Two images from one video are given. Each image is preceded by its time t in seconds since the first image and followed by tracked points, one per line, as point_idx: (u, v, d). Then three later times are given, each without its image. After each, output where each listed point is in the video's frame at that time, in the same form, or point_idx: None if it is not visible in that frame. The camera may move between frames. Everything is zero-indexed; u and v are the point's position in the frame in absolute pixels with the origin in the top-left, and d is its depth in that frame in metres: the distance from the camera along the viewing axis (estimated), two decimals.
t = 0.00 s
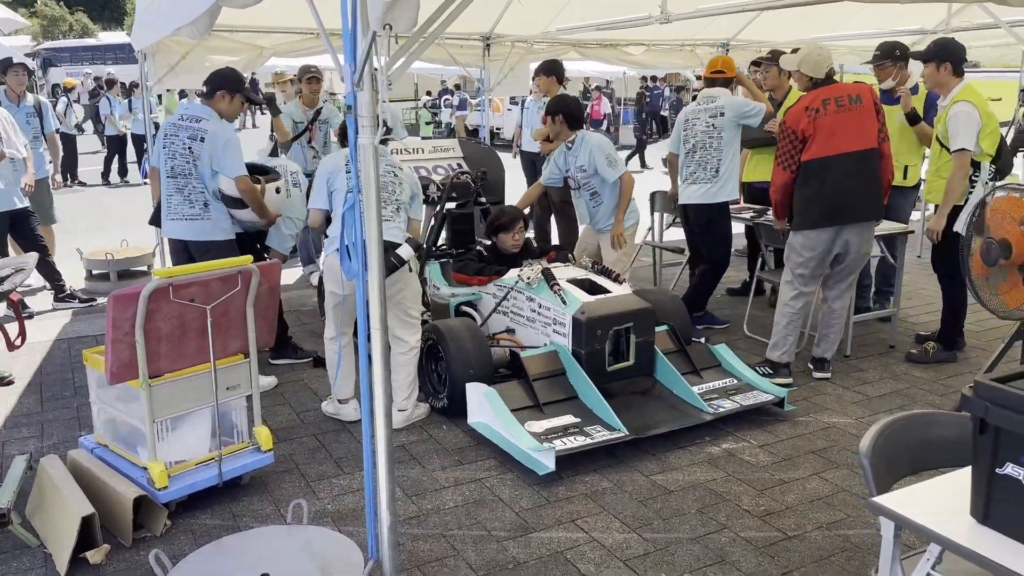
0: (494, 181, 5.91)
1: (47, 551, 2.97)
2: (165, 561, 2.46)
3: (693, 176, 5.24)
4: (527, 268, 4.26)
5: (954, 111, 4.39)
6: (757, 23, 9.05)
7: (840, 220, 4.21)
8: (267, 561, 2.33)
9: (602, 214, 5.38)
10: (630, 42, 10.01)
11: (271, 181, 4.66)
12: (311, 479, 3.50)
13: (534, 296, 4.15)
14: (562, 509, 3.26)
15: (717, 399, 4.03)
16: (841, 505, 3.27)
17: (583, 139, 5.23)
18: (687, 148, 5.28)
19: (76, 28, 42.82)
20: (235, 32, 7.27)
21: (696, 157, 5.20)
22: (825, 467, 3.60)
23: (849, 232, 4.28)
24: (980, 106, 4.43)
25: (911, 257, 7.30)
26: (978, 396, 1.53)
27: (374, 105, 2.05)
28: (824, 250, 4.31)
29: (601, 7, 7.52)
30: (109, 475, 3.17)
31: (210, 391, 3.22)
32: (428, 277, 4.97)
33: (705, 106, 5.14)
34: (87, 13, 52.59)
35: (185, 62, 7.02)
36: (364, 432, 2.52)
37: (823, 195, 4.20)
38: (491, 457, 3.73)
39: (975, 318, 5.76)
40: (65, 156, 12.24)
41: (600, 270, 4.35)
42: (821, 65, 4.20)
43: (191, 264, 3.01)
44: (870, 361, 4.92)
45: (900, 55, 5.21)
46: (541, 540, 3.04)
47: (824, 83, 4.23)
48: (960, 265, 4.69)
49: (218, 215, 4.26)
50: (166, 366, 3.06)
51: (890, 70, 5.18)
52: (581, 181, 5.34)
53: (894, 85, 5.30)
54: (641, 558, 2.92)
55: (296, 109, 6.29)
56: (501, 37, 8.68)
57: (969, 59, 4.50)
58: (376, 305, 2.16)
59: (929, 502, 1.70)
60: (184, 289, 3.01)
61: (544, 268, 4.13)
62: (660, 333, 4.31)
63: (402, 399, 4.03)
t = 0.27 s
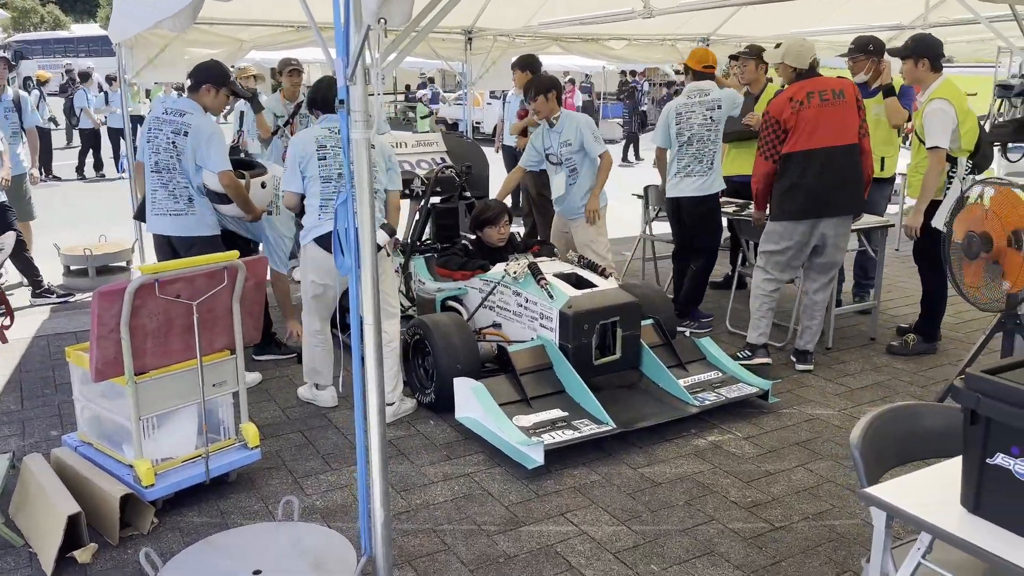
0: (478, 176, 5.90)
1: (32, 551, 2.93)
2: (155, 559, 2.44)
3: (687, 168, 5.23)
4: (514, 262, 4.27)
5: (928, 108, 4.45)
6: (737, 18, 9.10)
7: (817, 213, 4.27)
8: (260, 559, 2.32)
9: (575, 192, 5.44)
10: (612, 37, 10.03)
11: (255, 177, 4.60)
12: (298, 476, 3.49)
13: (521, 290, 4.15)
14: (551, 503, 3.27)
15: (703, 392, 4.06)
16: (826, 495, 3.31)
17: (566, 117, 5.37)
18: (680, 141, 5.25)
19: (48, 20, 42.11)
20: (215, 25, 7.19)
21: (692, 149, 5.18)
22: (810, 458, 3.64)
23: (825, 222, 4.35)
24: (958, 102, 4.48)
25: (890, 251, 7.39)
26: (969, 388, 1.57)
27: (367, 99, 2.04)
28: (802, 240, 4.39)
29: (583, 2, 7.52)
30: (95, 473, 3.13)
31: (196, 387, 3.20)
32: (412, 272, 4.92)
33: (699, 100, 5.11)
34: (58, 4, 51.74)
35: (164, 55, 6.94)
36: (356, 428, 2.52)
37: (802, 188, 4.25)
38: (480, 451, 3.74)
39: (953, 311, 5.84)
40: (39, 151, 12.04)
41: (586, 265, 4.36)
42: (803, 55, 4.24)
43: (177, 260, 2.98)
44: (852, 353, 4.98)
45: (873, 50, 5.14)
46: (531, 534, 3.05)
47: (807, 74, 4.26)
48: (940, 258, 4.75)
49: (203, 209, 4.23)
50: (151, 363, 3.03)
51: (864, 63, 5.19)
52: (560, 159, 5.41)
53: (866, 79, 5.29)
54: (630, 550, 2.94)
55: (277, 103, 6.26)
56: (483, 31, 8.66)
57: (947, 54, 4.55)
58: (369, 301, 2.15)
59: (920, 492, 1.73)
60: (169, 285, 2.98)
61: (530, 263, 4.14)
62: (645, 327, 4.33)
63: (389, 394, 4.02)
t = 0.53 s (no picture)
0: (461, 171, 5.86)
1: (15, 549, 2.89)
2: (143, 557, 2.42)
3: (679, 163, 5.23)
4: (498, 257, 4.26)
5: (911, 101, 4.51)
6: (716, 14, 9.15)
7: (787, 207, 4.31)
8: (251, 554, 2.31)
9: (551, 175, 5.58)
10: (592, 32, 10.05)
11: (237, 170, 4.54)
12: (284, 472, 3.47)
13: (506, 285, 4.16)
14: (539, 497, 3.29)
15: (687, 385, 4.10)
16: (809, 486, 3.36)
17: (553, 104, 5.41)
18: (670, 137, 5.24)
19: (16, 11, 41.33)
20: (193, 17, 7.11)
21: (683, 143, 5.18)
22: (793, 450, 3.69)
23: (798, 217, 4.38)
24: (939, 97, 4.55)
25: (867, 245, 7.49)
26: (958, 379, 1.60)
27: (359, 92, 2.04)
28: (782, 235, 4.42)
29: None
30: (78, 471, 3.10)
31: (181, 383, 3.17)
32: (395, 267, 4.95)
33: (685, 95, 5.16)
34: None
35: (141, 48, 6.84)
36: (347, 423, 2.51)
37: (774, 181, 4.30)
38: (466, 446, 3.74)
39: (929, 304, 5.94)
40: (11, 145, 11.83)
41: (571, 260, 4.38)
42: (776, 46, 4.27)
43: (162, 255, 2.95)
44: (832, 346, 5.04)
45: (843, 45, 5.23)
46: (520, 527, 3.06)
47: (782, 65, 4.30)
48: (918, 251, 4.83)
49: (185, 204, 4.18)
50: (135, 359, 3.00)
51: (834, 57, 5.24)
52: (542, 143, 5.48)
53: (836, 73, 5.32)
54: (619, 542, 2.96)
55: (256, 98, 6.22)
56: (464, 26, 8.63)
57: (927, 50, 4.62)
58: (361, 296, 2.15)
59: (910, 481, 1.77)
60: (154, 281, 2.95)
61: (515, 257, 4.14)
62: (629, 322, 4.36)
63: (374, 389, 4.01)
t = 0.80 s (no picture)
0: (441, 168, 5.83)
1: None
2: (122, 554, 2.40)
3: (659, 159, 5.27)
4: (479, 253, 4.27)
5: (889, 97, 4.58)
6: (694, 12, 9.21)
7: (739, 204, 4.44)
8: (233, 551, 2.30)
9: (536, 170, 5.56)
10: (571, 29, 10.07)
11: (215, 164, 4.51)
12: (264, 469, 3.46)
13: (487, 281, 4.17)
14: (521, 492, 3.30)
15: (666, 380, 4.13)
16: (787, 479, 3.41)
17: (542, 100, 5.43)
18: (650, 134, 5.27)
19: None
20: (168, 11, 7.02)
21: (662, 139, 5.23)
22: (771, 444, 3.73)
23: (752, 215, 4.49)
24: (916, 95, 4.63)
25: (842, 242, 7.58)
26: (935, 371, 1.64)
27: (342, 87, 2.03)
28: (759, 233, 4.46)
29: None
30: (54, 469, 3.06)
31: (160, 380, 3.14)
32: (376, 263, 5.02)
33: (662, 92, 5.18)
34: None
35: (115, 42, 6.75)
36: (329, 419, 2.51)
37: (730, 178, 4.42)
38: (447, 442, 3.75)
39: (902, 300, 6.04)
40: None
41: (551, 256, 4.39)
42: (745, 40, 4.37)
43: (140, 251, 2.92)
44: (808, 342, 5.11)
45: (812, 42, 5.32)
46: (501, 522, 3.07)
47: (747, 60, 4.36)
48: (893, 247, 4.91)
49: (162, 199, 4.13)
50: (113, 356, 2.97)
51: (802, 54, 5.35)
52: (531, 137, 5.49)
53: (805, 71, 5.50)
54: (600, 536, 2.98)
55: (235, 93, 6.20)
56: (443, 21, 8.61)
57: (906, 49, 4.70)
58: (344, 292, 2.15)
59: (887, 472, 1.80)
60: (132, 277, 2.92)
61: (495, 254, 4.15)
62: (610, 317, 4.39)
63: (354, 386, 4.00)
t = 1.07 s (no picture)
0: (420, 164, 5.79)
1: None
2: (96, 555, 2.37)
3: (633, 160, 5.32)
4: (459, 251, 4.26)
5: (865, 93, 4.64)
6: (673, 11, 9.26)
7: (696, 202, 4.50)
8: (209, 550, 2.28)
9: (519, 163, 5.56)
10: (550, 27, 10.09)
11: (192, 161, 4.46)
12: (241, 468, 3.43)
13: (466, 279, 4.16)
14: (500, 489, 3.30)
15: (645, 377, 4.15)
16: (763, 475, 3.44)
17: (530, 97, 5.40)
18: (624, 135, 5.35)
19: None
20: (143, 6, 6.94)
21: (635, 140, 5.28)
22: (747, 440, 3.77)
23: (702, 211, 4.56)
24: (891, 94, 4.69)
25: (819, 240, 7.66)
26: (908, 367, 1.67)
27: (318, 84, 2.02)
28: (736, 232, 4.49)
29: None
30: (26, 470, 3.02)
31: (135, 379, 3.10)
32: (355, 261, 5.00)
33: (635, 92, 5.24)
34: None
35: (89, 37, 6.66)
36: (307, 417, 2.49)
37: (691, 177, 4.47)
38: (426, 440, 3.74)
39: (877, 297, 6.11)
40: None
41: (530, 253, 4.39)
42: (710, 39, 4.37)
43: (114, 248, 2.89)
44: (785, 339, 5.16)
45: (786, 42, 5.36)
46: (480, 520, 3.07)
47: (713, 58, 4.37)
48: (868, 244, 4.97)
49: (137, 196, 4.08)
50: (86, 355, 2.93)
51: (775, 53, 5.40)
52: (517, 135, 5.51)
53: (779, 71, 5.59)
54: (579, 532, 2.99)
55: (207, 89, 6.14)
56: (422, 19, 8.59)
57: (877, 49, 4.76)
58: (322, 290, 2.14)
59: (861, 467, 1.83)
60: (106, 274, 2.88)
61: (475, 252, 4.14)
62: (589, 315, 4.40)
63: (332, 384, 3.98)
